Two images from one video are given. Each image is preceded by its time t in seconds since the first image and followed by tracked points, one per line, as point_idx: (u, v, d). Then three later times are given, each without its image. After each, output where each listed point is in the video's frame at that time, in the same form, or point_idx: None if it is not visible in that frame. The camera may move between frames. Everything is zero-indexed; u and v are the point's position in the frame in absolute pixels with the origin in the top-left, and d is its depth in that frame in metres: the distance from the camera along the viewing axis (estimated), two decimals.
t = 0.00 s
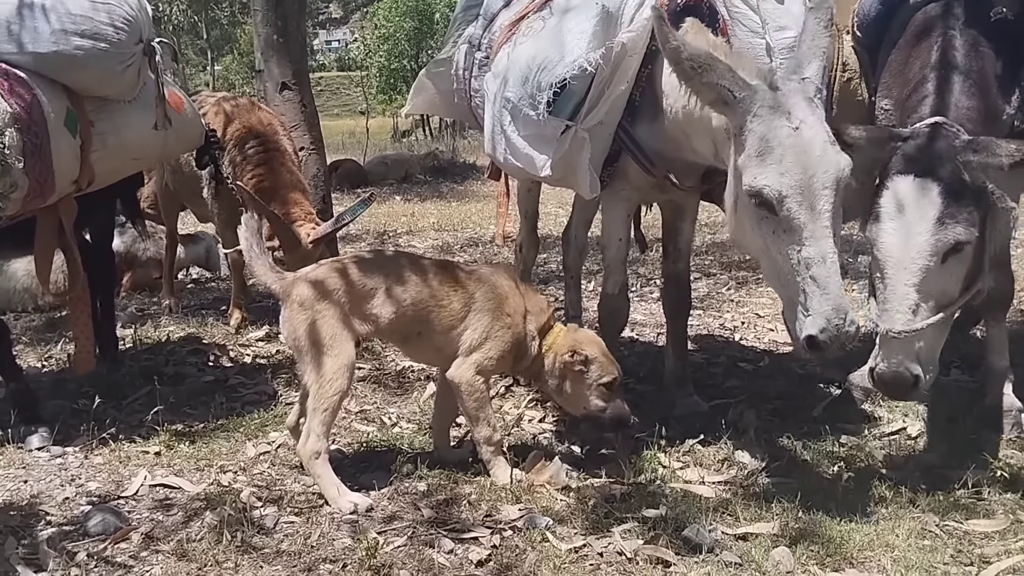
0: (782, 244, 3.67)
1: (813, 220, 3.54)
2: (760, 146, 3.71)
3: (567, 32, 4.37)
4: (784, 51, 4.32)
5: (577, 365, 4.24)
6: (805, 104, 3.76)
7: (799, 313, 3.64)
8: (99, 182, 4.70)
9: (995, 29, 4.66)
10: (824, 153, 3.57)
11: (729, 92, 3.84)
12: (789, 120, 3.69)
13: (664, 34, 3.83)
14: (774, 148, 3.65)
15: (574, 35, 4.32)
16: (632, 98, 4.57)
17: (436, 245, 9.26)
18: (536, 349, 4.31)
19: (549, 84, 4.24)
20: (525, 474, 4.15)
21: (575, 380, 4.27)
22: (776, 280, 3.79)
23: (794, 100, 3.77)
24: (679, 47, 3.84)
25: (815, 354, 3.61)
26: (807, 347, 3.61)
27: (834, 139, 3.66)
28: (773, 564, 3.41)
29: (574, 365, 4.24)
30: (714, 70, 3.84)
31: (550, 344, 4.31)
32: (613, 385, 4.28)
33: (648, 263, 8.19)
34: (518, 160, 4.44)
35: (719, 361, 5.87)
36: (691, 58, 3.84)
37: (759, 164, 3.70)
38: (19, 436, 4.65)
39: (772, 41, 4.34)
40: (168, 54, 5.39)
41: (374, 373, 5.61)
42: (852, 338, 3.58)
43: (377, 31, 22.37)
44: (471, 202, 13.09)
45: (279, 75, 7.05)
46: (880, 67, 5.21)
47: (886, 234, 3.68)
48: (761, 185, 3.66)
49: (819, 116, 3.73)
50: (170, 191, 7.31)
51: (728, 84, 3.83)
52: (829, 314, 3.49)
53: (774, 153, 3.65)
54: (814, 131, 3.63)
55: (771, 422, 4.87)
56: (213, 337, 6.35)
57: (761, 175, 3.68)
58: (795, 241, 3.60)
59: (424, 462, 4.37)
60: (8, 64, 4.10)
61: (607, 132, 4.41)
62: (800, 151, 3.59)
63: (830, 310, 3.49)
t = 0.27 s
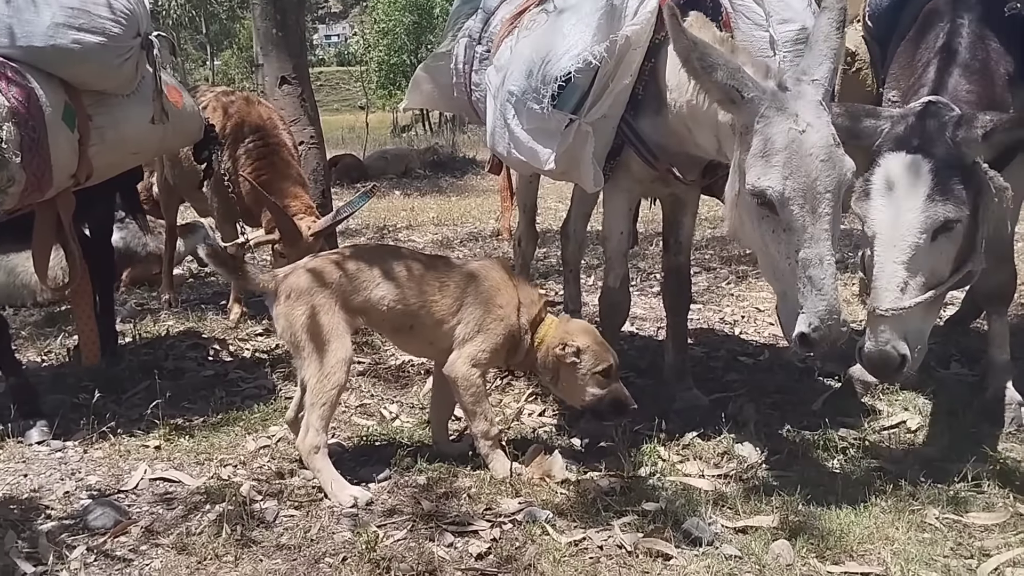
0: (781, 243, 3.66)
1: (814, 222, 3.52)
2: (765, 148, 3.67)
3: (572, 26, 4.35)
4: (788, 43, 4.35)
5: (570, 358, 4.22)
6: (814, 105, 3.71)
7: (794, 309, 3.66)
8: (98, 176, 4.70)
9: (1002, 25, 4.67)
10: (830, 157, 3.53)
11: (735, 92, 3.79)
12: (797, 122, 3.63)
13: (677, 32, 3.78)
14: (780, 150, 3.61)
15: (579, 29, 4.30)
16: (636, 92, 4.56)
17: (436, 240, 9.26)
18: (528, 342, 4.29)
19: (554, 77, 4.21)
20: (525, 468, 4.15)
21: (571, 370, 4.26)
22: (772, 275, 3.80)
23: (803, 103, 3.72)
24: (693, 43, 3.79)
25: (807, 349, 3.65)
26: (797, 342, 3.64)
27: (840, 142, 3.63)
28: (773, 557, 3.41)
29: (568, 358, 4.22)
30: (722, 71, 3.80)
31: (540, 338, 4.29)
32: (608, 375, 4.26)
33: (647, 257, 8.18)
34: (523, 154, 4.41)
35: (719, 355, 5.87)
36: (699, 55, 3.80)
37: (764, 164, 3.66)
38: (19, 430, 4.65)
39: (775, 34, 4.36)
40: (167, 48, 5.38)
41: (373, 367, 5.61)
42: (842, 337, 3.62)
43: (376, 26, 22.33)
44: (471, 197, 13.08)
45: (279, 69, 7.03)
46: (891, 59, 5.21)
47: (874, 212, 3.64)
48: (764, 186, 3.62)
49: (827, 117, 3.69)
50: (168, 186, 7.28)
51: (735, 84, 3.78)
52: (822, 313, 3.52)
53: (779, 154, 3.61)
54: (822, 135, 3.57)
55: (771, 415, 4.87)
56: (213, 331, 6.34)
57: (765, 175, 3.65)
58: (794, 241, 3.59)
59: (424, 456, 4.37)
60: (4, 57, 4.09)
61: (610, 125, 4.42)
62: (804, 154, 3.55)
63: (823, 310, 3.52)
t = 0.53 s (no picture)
0: (790, 220, 3.65)
1: (823, 197, 3.52)
2: (771, 124, 3.65)
3: (573, 19, 4.33)
4: (790, 35, 4.20)
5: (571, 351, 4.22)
6: (818, 81, 3.70)
7: (805, 289, 3.63)
8: (97, 169, 4.68)
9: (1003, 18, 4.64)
10: (836, 131, 3.53)
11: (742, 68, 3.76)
12: (804, 97, 3.62)
13: (681, 7, 3.77)
14: (787, 126, 3.59)
15: (580, 22, 4.28)
16: (636, 85, 4.52)
17: (435, 235, 9.25)
18: (531, 335, 4.29)
19: (555, 71, 4.19)
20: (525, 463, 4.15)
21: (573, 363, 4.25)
22: (780, 254, 3.79)
23: (809, 78, 3.70)
24: (697, 20, 3.77)
25: (818, 330, 3.62)
26: (809, 322, 3.61)
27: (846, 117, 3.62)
28: (774, 551, 3.41)
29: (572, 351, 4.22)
30: (728, 45, 3.77)
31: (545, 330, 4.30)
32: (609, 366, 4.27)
33: (647, 252, 8.17)
34: (524, 148, 4.41)
35: (719, 349, 5.86)
36: (704, 32, 3.78)
37: (771, 139, 3.64)
38: (18, 426, 4.64)
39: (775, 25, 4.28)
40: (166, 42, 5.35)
41: (373, 362, 5.60)
42: (855, 316, 3.58)
43: (374, 21, 22.28)
44: (470, 192, 13.06)
45: (278, 64, 7.00)
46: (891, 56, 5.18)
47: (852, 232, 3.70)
48: (772, 161, 3.60)
49: (833, 93, 3.68)
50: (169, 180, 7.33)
51: (741, 59, 3.75)
52: (834, 291, 3.48)
53: (786, 128, 3.59)
54: (828, 109, 3.57)
55: (771, 410, 4.87)
56: (212, 326, 6.33)
57: (771, 151, 3.63)
58: (803, 218, 3.57)
59: (424, 451, 4.36)
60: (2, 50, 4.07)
61: (610, 118, 4.41)
62: (812, 129, 3.54)
63: (834, 287, 3.48)
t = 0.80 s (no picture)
0: (789, 223, 3.65)
1: (823, 202, 3.52)
2: (774, 126, 3.64)
3: (573, 18, 4.33)
4: (790, 34, 4.29)
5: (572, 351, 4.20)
6: (819, 84, 3.70)
7: (802, 291, 3.66)
8: (100, 165, 4.68)
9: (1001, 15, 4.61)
10: (838, 136, 3.52)
11: (744, 71, 3.75)
12: (806, 101, 3.61)
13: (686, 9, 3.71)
14: (789, 129, 3.58)
15: (580, 21, 4.29)
16: (636, 83, 4.52)
17: (435, 234, 9.24)
18: (533, 333, 4.28)
19: (556, 69, 4.18)
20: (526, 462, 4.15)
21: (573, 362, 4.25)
22: (779, 255, 3.81)
23: (811, 82, 3.70)
24: (701, 26, 3.72)
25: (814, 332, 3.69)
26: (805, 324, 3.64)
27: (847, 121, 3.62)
28: (775, 551, 3.41)
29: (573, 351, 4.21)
30: (731, 48, 3.75)
31: (545, 328, 4.28)
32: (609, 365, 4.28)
33: (647, 251, 8.17)
34: (524, 147, 4.40)
35: (719, 348, 5.86)
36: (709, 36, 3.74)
37: (772, 142, 3.64)
38: (19, 426, 4.64)
39: (776, 24, 4.34)
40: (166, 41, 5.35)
41: (373, 362, 5.60)
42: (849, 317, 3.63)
43: (375, 20, 22.28)
44: (470, 191, 13.06)
45: (278, 63, 7.00)
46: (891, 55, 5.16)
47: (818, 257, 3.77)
48: (773, 165, 3.59)
49: (835, 96, 3.67)
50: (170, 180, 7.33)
51: (744, 61, 3.74)
52: (830, 296, 3.53)
53: (788, 132, 3.59)
54: (830, 113, 3.57)
55: (772, 409, 4.87)
56: (212, 326, 6.34)
57: (772, 154, 3.62)
58: (802, 222, 3.58)
59: (425, 450, 4.36)
60: (4, 48, 4.08)
61: (611, 117, 4.41)
62: (815, 132, 3.54)
63: (831, 291, 3.53)
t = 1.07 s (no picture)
0: (786, 223, 3.64)
1: (820, 202, 3.52)
2: (771, 126, 3.64)
3: (570, 19, 4.34)
4: (788, 34, 4.27)
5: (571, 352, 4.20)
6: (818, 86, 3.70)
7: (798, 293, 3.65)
8: (95, 163, 4.69)
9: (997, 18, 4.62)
10: (834, 136, 3.53)
11: (742, 71, 3.76)
12: (805, 101, 3.62)
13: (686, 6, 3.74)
14: (787, 129, 3.59)
15: (578, 22, 4.30)
16: (635, 84, 4.53)
17: (435, 235, 9.24)
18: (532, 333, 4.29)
19: (553, 69, 4.19)
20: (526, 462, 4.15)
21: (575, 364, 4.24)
22: (776, 256, 3.80)
23: (810, 82, 3.71)
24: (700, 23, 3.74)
25: (810, 334, 3.65)
26: (801, 327, 3.62)
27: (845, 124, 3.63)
28: (775, 551, 3.41)
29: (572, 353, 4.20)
30: (731, 46, 3.76)
31: (545, 328, 4.28)
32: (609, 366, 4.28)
33: (647, 251, 8.17)
34: (523, 148, 4.41)
35: (719, 348, 5.86)
36: (709, 30, 3.76)
37: (769, 142, 3.64)
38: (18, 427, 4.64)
39: (774, 25, 4.33)
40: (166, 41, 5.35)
41: (373, 362, 5.60)
42: (845, 320, 3.61)
43: (375, 21, 22.28)
44: (470, 192, 13.06)
45: (278, 64, 7.00)
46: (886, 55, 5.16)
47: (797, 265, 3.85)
48: (769, 165, 3.60)
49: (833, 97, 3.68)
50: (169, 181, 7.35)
51: (742, 61, 3.75)
52: (826, 296, 3.51)
53: (786, 132, 3.59)
54: (828, 115, 3.58)
55: (772, 409, 4.87)
56: (212, 327, 6.34)
57: (769, 155, 3.62)
58: (800, 222, 3.58)
59: (425, 451, 4.36)
60: None
61: (609, 118, 4.41)
62: (811, 132, 3.55)
63: (827, 291, 3.51)
